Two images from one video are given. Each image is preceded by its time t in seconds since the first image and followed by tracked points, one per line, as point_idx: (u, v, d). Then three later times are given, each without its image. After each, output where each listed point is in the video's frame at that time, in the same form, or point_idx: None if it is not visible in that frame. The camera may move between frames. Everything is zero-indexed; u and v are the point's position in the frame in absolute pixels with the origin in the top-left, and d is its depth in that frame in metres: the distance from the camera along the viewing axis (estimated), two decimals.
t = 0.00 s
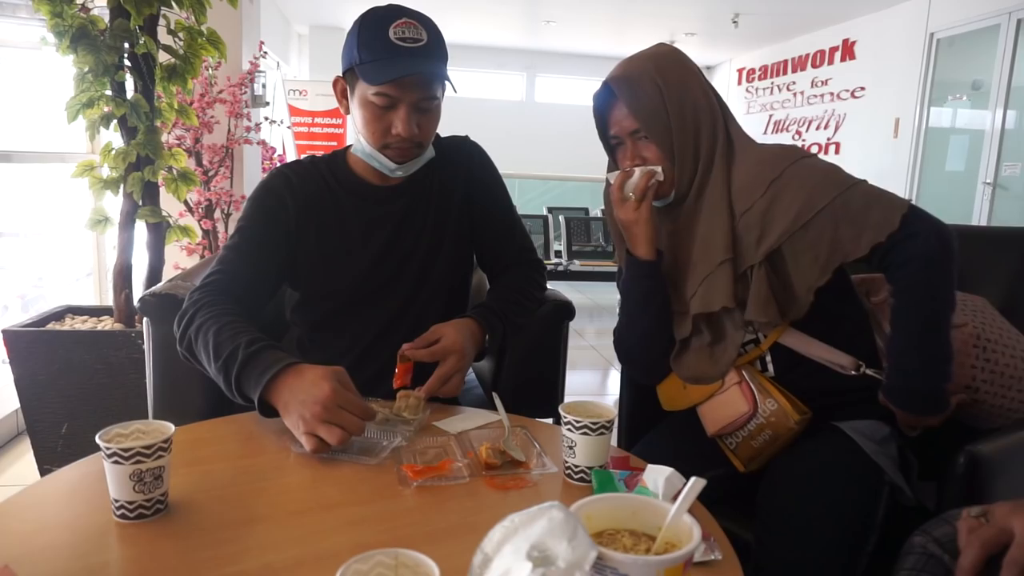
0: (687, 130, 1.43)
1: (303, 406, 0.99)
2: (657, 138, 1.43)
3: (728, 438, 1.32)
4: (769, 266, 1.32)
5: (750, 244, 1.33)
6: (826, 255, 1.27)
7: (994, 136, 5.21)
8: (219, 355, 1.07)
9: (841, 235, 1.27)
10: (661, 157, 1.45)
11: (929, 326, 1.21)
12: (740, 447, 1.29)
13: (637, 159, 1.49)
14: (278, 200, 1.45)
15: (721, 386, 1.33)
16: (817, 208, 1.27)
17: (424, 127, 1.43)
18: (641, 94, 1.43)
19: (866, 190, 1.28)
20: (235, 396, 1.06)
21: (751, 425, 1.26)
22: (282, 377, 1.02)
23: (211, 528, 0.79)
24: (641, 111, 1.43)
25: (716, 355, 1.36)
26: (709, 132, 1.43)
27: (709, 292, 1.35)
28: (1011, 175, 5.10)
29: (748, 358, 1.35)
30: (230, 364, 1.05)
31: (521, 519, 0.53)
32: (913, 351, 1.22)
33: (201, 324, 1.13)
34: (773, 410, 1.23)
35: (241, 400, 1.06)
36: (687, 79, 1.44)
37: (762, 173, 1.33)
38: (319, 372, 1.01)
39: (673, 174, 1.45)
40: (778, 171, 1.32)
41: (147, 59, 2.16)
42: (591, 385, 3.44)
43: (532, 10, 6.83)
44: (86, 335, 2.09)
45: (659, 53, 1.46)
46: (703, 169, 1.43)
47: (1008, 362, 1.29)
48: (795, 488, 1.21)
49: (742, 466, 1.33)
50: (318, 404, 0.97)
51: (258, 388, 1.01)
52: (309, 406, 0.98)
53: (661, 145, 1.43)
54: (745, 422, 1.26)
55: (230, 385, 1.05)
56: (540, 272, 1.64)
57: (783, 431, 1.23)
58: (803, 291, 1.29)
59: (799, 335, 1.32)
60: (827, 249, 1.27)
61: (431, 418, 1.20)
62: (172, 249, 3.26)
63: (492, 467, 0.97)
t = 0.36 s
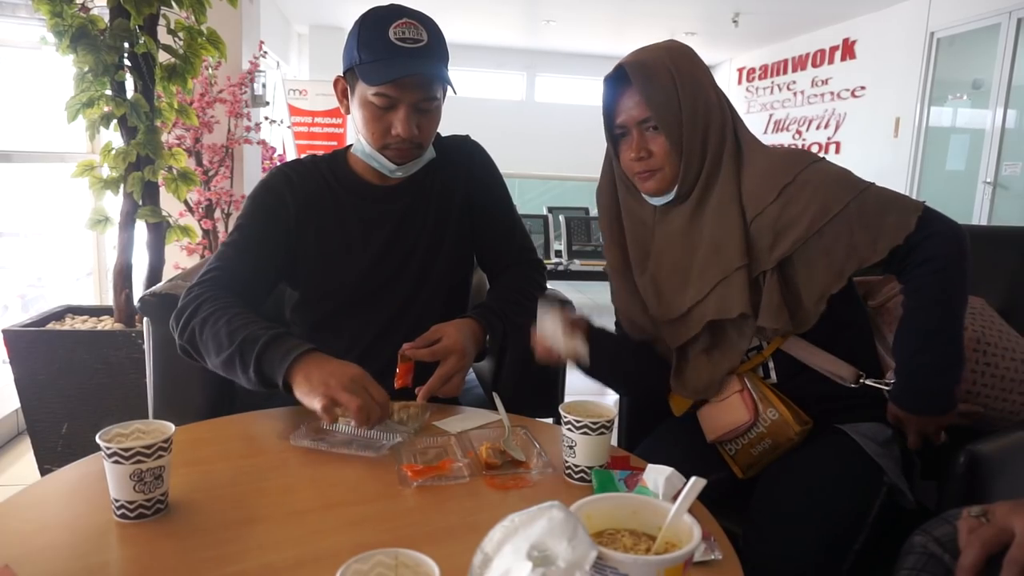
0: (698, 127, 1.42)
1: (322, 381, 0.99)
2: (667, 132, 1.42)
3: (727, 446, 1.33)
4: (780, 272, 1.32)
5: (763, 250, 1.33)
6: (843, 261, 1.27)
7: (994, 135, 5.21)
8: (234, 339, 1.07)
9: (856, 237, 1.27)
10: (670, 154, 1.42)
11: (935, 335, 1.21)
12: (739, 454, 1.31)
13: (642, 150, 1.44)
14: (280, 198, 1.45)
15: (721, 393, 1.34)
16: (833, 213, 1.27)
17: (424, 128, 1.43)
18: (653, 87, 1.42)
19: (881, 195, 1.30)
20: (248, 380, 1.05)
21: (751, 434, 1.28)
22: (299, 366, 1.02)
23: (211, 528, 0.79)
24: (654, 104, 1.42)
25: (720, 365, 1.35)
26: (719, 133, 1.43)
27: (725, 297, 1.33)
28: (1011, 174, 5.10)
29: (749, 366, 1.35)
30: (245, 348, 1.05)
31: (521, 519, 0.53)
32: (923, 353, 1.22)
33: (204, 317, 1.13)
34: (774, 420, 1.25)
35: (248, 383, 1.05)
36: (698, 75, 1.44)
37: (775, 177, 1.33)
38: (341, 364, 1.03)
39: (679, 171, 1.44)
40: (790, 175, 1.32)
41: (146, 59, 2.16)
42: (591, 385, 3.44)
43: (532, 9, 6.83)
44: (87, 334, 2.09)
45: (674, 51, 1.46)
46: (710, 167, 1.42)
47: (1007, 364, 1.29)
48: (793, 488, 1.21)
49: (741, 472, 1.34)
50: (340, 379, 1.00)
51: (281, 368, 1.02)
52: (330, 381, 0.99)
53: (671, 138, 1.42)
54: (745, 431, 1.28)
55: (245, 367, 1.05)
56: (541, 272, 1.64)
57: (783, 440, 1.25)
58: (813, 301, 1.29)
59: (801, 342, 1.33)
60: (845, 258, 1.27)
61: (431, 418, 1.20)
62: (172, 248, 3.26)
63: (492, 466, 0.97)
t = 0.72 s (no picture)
0: (687, 121, 1.41)
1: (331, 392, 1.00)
2: (657, 124, 1.40)
3: (721, 446, 1.32)
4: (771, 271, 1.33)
5: (747, 248, 1.33)
6: (832, 256, 1.29)
7: (995, 136, 5.21)
8: (240, 338, 1.06)
9: (846, 236, 1.28)
10: (657, 145, 1.41)
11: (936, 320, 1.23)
12: (733, 455, 1.30)
13: (629, 140, 1.43)
14: (280, 193, 1.45)
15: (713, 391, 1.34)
16: (818, 211, 1.28)
17: (428, 127, 1.43)
18: (645, 77, 1.40)
19: (869, 187, 1.29)
20: (255, 380, 1.04)
21: (742, 434, 1.26)
22: (319, 363, 1.03)
23: (212, 527, 0.79)
24: (645, 96, 1.40)
25: (698, 368, 1.36)
26: (709, 129, 1.42)
27: (702, 296, 1.35)
28: (1011, 174, 5.10)
29: (741, 365, 1.34)
30: (253, 347, 1.04)
31: (522, 519, 0.53)
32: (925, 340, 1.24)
33: (207, 309, 1.12)
34: (762, 421, 1.23)
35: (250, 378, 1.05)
36: (691, 67, 1.42)
37: (764, 173, 1.33)
38: (352, 364, 1.04)
39: (665, 163, 1.42)
40: (779, 171, 1.32)
41: (148, 58, 2.15)
42: (591, 384, 3.44)
43: (532, 9, 6.82)
44: (87, 334, 2.09)
45: (669, 44, 1.44)
46: (698, 161, 1.41)
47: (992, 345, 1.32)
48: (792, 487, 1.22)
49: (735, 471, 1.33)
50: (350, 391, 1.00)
51: (292, 372, 1.01)
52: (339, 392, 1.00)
53: (660, 130, 1.40)
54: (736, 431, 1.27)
55: (256, 367, 1.03)
56: (541, 272, 1.65)
57: (773, 441, 1.24)
58: (803, 298, 1.31)
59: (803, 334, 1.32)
60: (828, 256, 1.29)
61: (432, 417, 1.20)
62: (173, 248, 3.26)
63: (493, 466, 0.97)
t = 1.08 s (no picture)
0: (729, 105, 1.37)
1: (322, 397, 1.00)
2: (699, 108, 1.37)
3: (730, 437, 1.32)
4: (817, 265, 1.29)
5: (790, 240, 1.30)
6: (878, 257, 1.25)
7: (995, 135, 5.21)
8: (236, 342, 1.06)
9: (894, 237, 1.25)
10: (698, 129, 1.38)
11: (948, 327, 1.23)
12: (740, 448, 1.30)
13: (670, 124, 1.41)
14: (281, 195, 1.45)
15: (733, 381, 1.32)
16: (869, 211, 1.24)
17: (427, 125, 1.43)
18: (688, 56, 1.36)
19: (921, 192, 1.26)
20: (251, 385, 1.05)
21: (756, 429, 1.26)
22: (312, 365, 1.03)
23: (212, 526, 0.79)
24: (687, 78, 1.36)
25: (727, 357, 1.33)
26: (754, 114, 1.37)
27: (739, 286, 1.31)
28: (1012, 174, 5.11)
29: (765, 360, 1.32)
30: (248, 353, 1.05)
31: (522, 518, 0.53)
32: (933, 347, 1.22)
33: (206, 314, 1.12)
34: (781, 420, 1.23)
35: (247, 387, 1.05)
36: (735, 49, 1.38)
37: (814, 167, 1.29)
38: (346, 364, 1.04)
39: (706, 147, 1.39)
40: (832, 166, 1.27)
41: (148, 58, 2.15)
42: (592, 383, 3.45)
43: (532, 8, 6.82)
44: (88, 333, 2.09)
45: (713, 26, 1.40)
46: (739, 144, 1.37)
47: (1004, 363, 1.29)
48: (794, 487, 1.22)
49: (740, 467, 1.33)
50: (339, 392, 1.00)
51: (285, 377, 1.02)
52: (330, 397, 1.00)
53: (702, 114, 1.37)
54: (751, 426, 1.26)
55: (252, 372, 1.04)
56: (541, 272, 1.65)
57: (786, 441, 1.23)
58: (840, 300, 1.27)
59: (828, 333, 1.30)
60: (879, 257, 1.25)
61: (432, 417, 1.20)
62: (173, 247, 3.26)
63: (493, 465, 0.97)
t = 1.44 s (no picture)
0: (801, 81, 1.35)
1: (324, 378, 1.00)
2: (769, 82, 1.36)
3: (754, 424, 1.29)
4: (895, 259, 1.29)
5: (865, 228, 1.30)
6: (941, 274, 1.27)
7: (995, 132, 5.20)
8: (233, 331, 1.07)
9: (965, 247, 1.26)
10: (769, 103, 1.38)
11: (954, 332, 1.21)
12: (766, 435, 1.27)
13: (741, 96, 1.41)
14: (283, 191, 1.45)
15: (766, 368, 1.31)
16: (957, 220, 1.25)
17: (430, 121, 1.43)
18: (760, 29, 1.36)
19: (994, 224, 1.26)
20: (249, 374, 1.06)
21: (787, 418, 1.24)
22: (307, 349, 1.03)
23: (213, 525, 0.79)
24: (759, 51, 1.36)
25: (776, 335, 1.34)
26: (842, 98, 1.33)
27: (809, 265, 1.31)
28: (1012, 172, 5.10)
29: (801, 349, 1.32)
30: (244, 341, 1.05)
31: (522, 517, 0.53)
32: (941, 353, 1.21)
33: (206, 305, 1.13)
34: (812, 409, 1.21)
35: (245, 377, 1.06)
36: (822, 25, 1.36)
37: (901, 161, 1.29)
38: (340, 349, 1.03)
39: (779, 120, 1.38)
40: (920, 165, 1.28)
41: (148, 58, 2.14)
42: (592, 382, 3.45)
43: (532, 7, 6.81)
44: (88, 333, 2.09)
45: None
46: (815, 124, 1.35)
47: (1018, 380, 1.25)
48: (797, 485, 1.22)
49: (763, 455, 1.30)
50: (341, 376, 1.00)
51: (279, 361, 1.02)
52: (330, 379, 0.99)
53: (772, 88, 1.36)
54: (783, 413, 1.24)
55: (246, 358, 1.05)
56: (541, 270, 1.64)
57: (818, 432, 1.22)
58: (902, 302, 1.30)
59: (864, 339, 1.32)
60: (953, 264, 1.26)
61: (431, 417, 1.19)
62: (173, 247, 3.26)
63: (493, 464, 0.97)
